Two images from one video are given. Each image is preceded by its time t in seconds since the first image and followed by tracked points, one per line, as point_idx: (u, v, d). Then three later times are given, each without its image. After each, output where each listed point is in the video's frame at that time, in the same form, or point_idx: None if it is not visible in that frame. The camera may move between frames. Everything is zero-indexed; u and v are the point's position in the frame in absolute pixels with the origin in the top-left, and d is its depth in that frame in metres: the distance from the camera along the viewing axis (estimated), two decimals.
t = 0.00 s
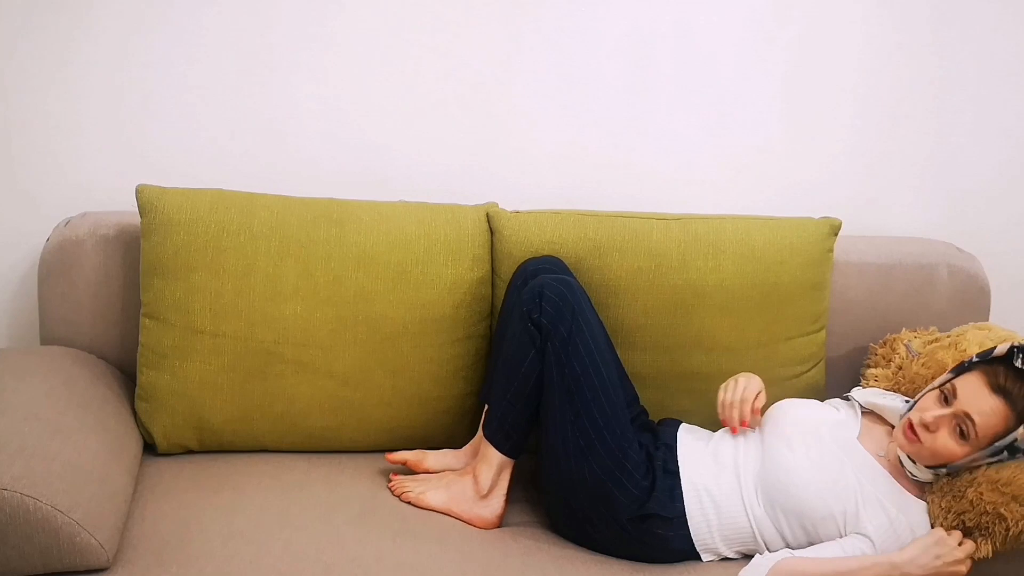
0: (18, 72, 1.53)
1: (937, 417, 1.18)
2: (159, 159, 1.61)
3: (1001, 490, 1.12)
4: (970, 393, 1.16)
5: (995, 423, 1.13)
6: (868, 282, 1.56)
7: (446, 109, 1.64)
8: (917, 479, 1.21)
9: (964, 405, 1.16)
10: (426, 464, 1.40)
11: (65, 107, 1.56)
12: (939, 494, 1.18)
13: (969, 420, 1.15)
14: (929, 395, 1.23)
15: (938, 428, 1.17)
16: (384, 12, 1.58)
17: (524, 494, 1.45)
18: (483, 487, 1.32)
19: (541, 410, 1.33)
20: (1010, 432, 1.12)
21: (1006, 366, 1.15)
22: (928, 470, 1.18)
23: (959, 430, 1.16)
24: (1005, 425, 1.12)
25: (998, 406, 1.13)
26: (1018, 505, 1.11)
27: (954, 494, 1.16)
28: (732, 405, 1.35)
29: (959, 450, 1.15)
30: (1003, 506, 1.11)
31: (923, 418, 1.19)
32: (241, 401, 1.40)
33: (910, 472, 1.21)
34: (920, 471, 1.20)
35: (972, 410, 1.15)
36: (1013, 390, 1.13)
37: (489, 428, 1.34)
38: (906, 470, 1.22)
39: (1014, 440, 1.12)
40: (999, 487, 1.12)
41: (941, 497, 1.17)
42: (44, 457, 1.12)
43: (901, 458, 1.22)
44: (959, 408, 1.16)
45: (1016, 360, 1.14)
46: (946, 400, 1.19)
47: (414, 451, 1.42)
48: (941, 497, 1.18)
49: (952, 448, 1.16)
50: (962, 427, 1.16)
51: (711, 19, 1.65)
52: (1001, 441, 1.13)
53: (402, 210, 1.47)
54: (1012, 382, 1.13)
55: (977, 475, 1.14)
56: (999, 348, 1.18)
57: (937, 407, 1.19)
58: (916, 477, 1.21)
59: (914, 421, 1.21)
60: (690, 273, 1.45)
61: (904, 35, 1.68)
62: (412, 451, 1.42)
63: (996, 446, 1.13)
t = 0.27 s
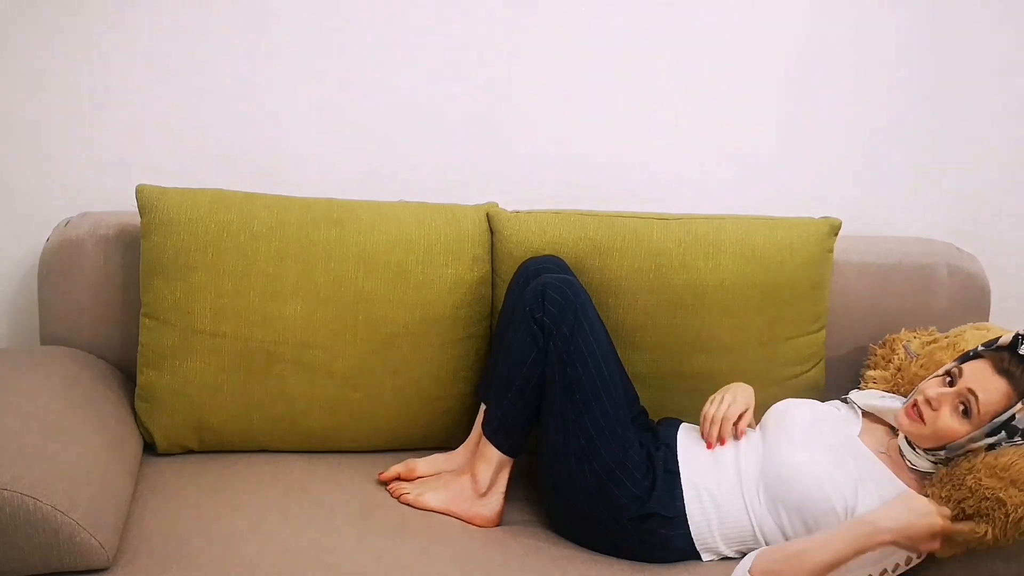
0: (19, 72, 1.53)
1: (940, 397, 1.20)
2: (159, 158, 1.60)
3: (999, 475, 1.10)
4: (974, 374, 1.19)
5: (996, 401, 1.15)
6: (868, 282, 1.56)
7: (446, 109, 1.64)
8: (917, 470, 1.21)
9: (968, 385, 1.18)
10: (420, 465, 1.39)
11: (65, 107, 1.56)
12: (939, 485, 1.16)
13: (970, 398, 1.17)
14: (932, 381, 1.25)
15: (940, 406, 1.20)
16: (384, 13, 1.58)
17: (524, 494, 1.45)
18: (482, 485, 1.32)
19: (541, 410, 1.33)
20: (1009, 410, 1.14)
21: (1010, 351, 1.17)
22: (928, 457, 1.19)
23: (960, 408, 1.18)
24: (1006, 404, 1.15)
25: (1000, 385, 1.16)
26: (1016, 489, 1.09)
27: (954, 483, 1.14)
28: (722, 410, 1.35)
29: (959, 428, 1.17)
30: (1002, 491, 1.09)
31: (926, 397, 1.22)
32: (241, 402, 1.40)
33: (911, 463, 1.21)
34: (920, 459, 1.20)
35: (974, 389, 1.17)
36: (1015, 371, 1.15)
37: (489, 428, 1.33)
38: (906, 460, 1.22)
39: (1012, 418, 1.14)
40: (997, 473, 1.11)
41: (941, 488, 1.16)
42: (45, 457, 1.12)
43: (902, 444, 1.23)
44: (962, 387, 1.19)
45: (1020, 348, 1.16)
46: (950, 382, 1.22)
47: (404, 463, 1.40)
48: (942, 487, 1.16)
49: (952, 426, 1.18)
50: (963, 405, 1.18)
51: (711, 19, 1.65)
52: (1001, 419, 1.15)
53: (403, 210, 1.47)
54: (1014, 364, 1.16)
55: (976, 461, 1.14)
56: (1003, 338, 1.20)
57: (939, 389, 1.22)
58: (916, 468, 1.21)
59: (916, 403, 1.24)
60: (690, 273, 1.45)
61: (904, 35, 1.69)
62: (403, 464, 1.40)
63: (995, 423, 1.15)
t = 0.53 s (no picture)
0: (17, 71, 1.53)
1: (940, 396, 1.20)
2: (158, 158, 1.60)
3: (1000, 475, 1.12)
4: (973, 373, 1.19)
5: (996, 401, 1.16)
6: (868, 282, 1.56)
7: (445, 108, 1.64)
8: (918, 472, 1.22)
9: (967, 385, 1.18)
10: (420, 465, 1.39)
11: (64, 106, 1.56)
12: (941, 485, 1.18)
13: (971, 398, 1.17)
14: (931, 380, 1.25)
15: (940, 407, 1.20)
16: (383, 12, 1.58)
17: (524, 494, 1.45)
18: (481, 484, 1.32)
19: (542, 410, 1.33)
20: (1009, 410, 1.15)
21: (1008, 349, 1.17)
22: (928, 459, 1.20)
23: (960, 408, 1.18)
24: (1005, 403, 1.15)
25: (999, 384, 1.16)
26: (1017, 489, 1.10)
27: (955, 484, 1.16)
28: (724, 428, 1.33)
29: (960, 428, 1.17)
30: (1002, 491, 1.11)
31: (925, 397, 1.22)
32: (242, 401, 1.40)
33: (911, 465, 1.22)
34: (920, 461, 1.21)
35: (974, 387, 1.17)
36: (1014, 370, 1.16)
37: (489, 428, 1.33)
38: (906, 461, 1.23)
39: (1012, 417, 1.15)
40: (998, 473, 1.12)
41: (943, 488, 1.18)
42: (45, 456, 1.12)
43: (902, 445, 1.24)
44: (962, 386, 1.19)
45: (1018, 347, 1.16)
46: (949, 381, 1.22)
47: (401, 465, 1.40)
48: (943, 488, 1.18)
49: (952, 426, 1.18)
50: (963, 405, 1.18)
51: (711, 18, 1.65)
52: (1000, 419, 1.15)
53: (402, 210, 1.47)
54: (1013, 363, 1.16)
55: (976, 462, 1.15)
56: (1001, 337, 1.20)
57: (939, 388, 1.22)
58: (917, 469, 1.22)
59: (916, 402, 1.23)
60: (690, 273, 1.45)
61: (903, 34, 1.68)
62: (400, 466, 1.39)
63: (995, 423, 1.15)
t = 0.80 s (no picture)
0: (18, 70, 1.53)
1: (937, 396, 1.20)
2: (159, 158, 1.60)
3: (999, 475, 1.11)
4: (970, 373, 1.19)
5: (993, 399, 1.15)
6: (868, 282, 1.56)
7: (446, 108, 1.64)
8: (918, 473, 1.22)
9: (963, 384, 1.18)
10: (420, 465, 1.39)
11: (65, 106, 1.56)
12: (940, 485, 1.18)
13: (967, 398, 1.17)
14: (929, 381, 1.25)
15: (937, 407, 1.19)
16: (384, 12, 1.58)
17: (525, 494, 1.45)
18: (481, 484, 1.32)
19: (542, 410, 1.33)
20: (1006, 408, 1.14)
21: (1004, 348, 1.17)
22: (927, 460, 1.20)
23: (957, 408, 1.18)
24: (1003, 402, 1.15)
25: (996, 382, 1.16)
26: (1016, 488, 1.10)
27: (954, 483, 1.15)
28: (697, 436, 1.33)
29: (957, 428, 1.17)
30: (1001, 491, 1.10)
31: (923, 398, 1.22)
32: (242, 402, 1.40)
33: (911, 465, 1.22)
34: (919, 461, 1.21)
35: (971, 387, 1.17)
36: (1011, 369, 1.15)
37: (489, 428, 1.33)
38: (906, 461, 1.23)
39: (1009, 416, 1.14)
40: (997, 473, 1.11)
41: (943, 488, 1.17)
42: (44, 457, 1.12)
43: (903, 446, 1.24)
44: (958, 386, 1.19)
45: (1015, 346, 1.16)
46: (946, 382, 1.22)
47: (401, 465, 1.40)
48: (942, 487, 1.17)
49: (950, 426, 1.17)
50: (960, 404, 1.18)
51: (712, 18, 1.65)
52: (998, 417, 1.14)
53: (402, 210, 1.47)
54: (1010, 361, 1.16)
55: (975, 462, 1.14)
56: (998, 336, 1.20)
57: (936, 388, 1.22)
58: (916, 469, 1.22)
59: (914, 403, 1.23)
60: (690, 273, 1.45)
61: (904, 34, 1.68)
62: (400, 466, 1.39)
63: (993, 422, 1.15)
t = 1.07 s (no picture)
0: (18, 70, 1.53)
1: (936, 395, 1.20)
2: (159, 158, 1.60)
3: (999, 474, 1.11)
4: (970, 372, 1.19)
5: (992, 398, 1.15)
6: (868, 282, 1.56)
7: (446, 109, 1.64)
8: (918, 472, 1.22)
9: (963, 383, 1.18)
10: (420, 465, 1.39)
11: (65, 106, 1.56)
12: (941, 485, 1.18)
13: (967, 396, 1.17)
14: (928, 379, 1.25)
15: (936, 405, 1.19)
16: (384, 12, 1.58)
17: (525, 494, 1.45)
18: (481, 484, 1.32)
19: (542, 410, 1.33)
20: (1006, 407, 1.14)
21: (1004, 348, 1.17)
22: (927, 459, 1.20)
23: (957, 406, 1.18)
24: (1002, 401, 1.15)
25: (996, 381, 1.16)
26: (1016, 488, 1.10)
27: (955, 482, 1.15)
28: (700, 438, 1.33)
29: (957, 427, 1.17)
30: (1001, 490, 1.10)
31: (922, 396, 1.22)
32: (242, 402, 1.40)
33: (911, 465, 1.22)
34: (920, 461, 1.21)
35: (971, 386, 1.17)
36: (1011, 368, 1.16)
37: (489, 428, 1.33)
38: (906, 461, 1.23)
39: (1009, 414, 1.14)
40: (996, 472, 1.11)
41: (943, 487, 1.17)
42: (44, 457, 1.12)
43: (902, 445, 1.24)
44: (958, 385, 1.19)
45: (1015, 345, 1.16)
46: (946, 380, 1.22)
47: (401, 465, 1.40)
48: (943, 487, 1.17)
49: (950, 425, 1.17)
50: (960, 403, 1.18)
51: (712, 18, 1.65)
52: (998, 416, 1.14)
53: (402, 210, 1.47)
54: (1009, 360, 1.16)
55: (975, 461, 1.14)
56: (998, 335, 1.20)
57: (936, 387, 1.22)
58: (917, 469, 1.22)
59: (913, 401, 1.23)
60: (690, 273, 1.45)
61: (904, 34, 1.68)
62: (400, 466, 1.39)
63: (992, 421, 1.15)
